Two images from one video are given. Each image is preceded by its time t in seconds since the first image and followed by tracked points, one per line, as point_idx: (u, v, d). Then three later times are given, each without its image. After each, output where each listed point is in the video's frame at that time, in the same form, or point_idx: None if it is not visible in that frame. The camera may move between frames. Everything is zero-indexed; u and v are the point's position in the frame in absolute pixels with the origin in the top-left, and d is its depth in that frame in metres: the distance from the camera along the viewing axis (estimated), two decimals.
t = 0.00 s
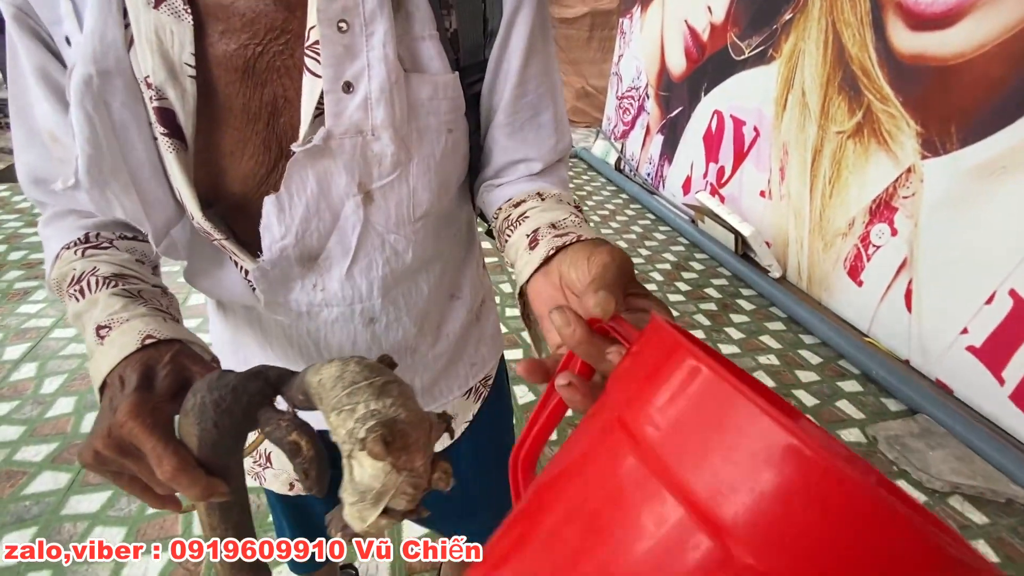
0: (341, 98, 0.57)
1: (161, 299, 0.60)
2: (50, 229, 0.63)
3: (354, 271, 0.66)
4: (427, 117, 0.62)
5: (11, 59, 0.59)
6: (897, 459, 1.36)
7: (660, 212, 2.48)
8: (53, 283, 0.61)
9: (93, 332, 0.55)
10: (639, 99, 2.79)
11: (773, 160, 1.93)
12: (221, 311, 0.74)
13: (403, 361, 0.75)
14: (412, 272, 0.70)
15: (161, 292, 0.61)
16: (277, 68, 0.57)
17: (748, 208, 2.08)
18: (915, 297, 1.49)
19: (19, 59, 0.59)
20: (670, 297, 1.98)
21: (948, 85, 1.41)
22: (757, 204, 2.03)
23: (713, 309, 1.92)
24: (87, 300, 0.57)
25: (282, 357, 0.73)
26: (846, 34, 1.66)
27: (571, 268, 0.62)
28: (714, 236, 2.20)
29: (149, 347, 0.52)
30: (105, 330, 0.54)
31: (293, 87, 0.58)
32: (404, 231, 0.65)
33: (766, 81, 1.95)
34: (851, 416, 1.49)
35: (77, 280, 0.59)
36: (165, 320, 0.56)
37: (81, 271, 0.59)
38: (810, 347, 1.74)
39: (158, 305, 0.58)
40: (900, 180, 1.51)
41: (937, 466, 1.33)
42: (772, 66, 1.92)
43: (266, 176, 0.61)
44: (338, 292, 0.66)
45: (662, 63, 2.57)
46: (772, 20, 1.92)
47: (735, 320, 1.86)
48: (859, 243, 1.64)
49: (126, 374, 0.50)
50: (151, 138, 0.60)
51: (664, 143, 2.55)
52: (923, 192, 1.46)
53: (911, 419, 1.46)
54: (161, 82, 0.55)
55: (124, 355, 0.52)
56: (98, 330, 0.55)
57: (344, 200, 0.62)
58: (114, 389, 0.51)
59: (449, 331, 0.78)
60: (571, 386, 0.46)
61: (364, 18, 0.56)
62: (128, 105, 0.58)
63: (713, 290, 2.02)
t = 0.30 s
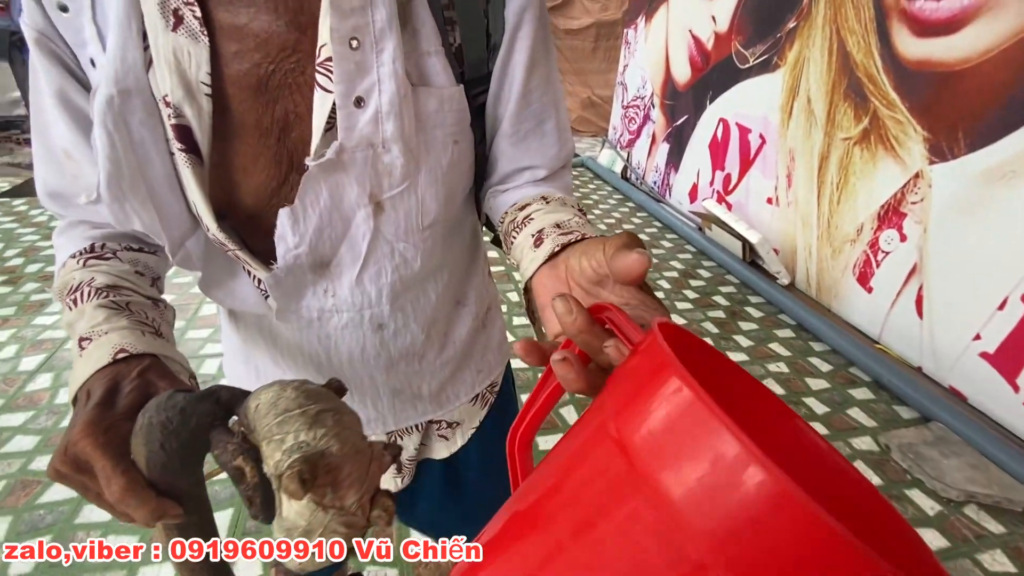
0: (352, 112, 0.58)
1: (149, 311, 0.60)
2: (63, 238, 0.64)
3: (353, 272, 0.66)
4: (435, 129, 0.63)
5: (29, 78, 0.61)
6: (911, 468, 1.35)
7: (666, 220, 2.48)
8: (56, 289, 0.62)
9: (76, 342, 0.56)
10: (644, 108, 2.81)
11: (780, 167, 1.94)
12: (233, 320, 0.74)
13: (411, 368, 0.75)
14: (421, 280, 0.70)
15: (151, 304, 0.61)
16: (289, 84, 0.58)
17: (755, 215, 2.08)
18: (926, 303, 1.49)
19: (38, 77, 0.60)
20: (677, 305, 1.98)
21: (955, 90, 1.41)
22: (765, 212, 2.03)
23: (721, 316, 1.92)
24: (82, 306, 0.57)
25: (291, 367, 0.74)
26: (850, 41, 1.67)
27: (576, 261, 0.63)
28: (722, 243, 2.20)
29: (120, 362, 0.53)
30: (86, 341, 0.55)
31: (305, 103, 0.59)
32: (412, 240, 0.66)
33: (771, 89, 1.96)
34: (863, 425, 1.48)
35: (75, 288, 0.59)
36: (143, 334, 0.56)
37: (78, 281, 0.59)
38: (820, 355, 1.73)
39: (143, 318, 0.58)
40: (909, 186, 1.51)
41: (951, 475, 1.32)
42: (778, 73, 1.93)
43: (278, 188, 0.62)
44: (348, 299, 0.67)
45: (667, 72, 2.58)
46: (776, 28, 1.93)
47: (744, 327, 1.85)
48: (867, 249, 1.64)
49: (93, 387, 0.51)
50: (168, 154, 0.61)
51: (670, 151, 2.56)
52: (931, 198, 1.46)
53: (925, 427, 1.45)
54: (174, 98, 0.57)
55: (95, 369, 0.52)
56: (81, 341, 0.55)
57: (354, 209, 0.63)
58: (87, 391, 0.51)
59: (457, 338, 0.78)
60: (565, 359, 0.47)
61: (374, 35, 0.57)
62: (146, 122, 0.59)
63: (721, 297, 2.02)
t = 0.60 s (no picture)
0: (384, 141, 0.61)
1: (135, 342, 0.63)
2: (78, 263, 0.68)
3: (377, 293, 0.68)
4: (461, 156, 0.65)
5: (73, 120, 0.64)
6: (941, 494, 1.33)
7: (682, 237, 2.49)
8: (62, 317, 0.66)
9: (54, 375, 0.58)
10: (659, 126, 2.83)
11: (797, 186, 1.94)
12: (262, 341, 0.77)
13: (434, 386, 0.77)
14: (444, 300, 0.72)
15: (139, 334, 0.64)
16: (323, 117, 0.61)
17: (773, 233, 2.09)
18: (953, 322, 1.48)
19: (83, 119, 0.64)
20: (695, 323, 1.99)
21: (976, 107, 1.41)
22: (783, 230, 2.03)
23: (740, 335, 1.92)
24: (75, 331, 0.61)
25: (316, 390, 0.76)
26: (867, 59, 1.69)
27: (585, 265, 0.65)
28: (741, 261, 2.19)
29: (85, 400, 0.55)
30: (62, 372, 0.58)
31: (336, 133, 0.62)
32: (437, 261, 0.68)
33: (786, 107, 1.97)
34: (889, 447, 1.46)
35: (74, 312, 0.62)
36: (117, 366, 0.59)
37: (76, 306, 0.63)
38: (843, 375, 1.71)
39: (124, 350, 0.61)
40: (931, 204, 1.51)
41: (985, 501, 1.29)
42: (793, 92, 1.94)
43: (309, 215, 0.64)
44: (374, 319, 0.69)
45: (682, 91, 2.61)
46: (791, 48, 1.95)
47: (763, 347, 1.85)
48: (890, 267, 1.63)
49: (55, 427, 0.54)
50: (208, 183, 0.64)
51: (686, 170, 2.58)
52: (955, 216, 1.45)
53: (955, 450, 1.42)
54: (218, 131, 0.60)
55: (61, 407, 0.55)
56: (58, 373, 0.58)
57: (384, 231, 0.65)
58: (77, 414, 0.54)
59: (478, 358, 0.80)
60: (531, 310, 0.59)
61: (405, 70, 0.60)
62: (190, 154, 0.63)
63: (740, 316, 2.02)
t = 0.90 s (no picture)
0: (444, 184, 0.54)
1: (142, 402, 0.47)
2: (112, 295, 0.53)
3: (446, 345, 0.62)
4: (512, 201, 0.57)
5: (165, 165, 0.55)
6: (995, 540, 1.27)
7: (715, 268, 2.49)
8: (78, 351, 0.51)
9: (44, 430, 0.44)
10: (688, 158, 2.86)
11: (831, 216, 1.95)
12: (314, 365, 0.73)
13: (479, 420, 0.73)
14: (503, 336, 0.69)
15: (147, 390, 0.48)
16: (395, 162, 0.56)
17: (807, 264, 2.09)
18: (1001, 357, 1.46)
19: (178, 165, 0.54)
20: (727, 356, 1.93)
21: (1015, 135, 1.41)
22: (818, 260, 2.04)
23: (775, 368, 1.86)
24: (81, 379, 0.46)
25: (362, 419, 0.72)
26: (899, 92, 1.71)
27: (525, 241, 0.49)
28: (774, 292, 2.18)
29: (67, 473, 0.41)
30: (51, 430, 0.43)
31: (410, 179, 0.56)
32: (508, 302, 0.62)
33: (819, 138, 1.99)
34: (937, 489, 1.40)
35: (91, 352, 0.47)
36: (119, 436, 0.44)
37: (88, 346, 0.48)
38: (884, 412, 1.66)
39: (126, 412, 0.46)
40: (972, 234, 1.51)
41: None
42: (823, 124, 1.97)
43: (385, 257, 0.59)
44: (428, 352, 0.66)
45: (711, 123, 2.65)
46: (821, 80, 1.97)
47: (800, 380, 1.80)
48: (931, 299, 1.63)
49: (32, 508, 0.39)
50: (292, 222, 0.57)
51: (716, 200, 2.59)
52: (998, 246, 1.45)
53: (1009, 495, 1.37)
54: (309, 180, 0.54)
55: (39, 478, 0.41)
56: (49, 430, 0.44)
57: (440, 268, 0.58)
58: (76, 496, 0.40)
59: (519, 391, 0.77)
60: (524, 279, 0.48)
61: (467, 121, 0.54)
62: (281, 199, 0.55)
63: (774, 348, 1.98)
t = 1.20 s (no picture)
0: (501, 263, 0.55)
1: (250, 455, 0.51)
2: (199, 354, 0.54)
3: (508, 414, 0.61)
4: (560, 282, 0.57)
5: (266, 239, 0.56)
6: None
7: (753, 314, 2.49)
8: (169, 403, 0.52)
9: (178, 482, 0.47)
10: (725, 204, 2.92)
11: (874, 265, 1.98)
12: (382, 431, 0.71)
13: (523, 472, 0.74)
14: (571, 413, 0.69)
15: (249, 444, 0.52)
16: (466, 241, 0.57)
17: (850, 312, 2.10)
18: None
19: (287, 238, 0.56)
20: (770, 406, 1.87)
21: None
22: (862, 309, 2.04)
23: (819, 420, 1.80)
24: (198, 440, 0.48)
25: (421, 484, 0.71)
26: (938, 142, 1.74)
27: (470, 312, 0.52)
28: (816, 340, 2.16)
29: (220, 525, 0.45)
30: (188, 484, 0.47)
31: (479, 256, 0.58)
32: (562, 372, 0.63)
33: (858, 187, 2.04)
34: (997, 555, 1.31)
35: (196, 412, 0.49)
36: (241, 485, 0.48)
37: (196, 404, 0.50)
38: (939, 471, 1.58)
39: (244, 466, 0.50)
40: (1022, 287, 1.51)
41: None
42: (862, 173, 2.01)
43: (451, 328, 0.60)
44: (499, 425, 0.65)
45: (746, 169, 2.71)
46: (857, 131, 2.02)
47: (847, 434, 1.73)
48: (985, 352, 1.61)
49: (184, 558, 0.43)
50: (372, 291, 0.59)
51: (754, 245, 2.64)
52: None
53: None
54: (399, 258, 0.55)
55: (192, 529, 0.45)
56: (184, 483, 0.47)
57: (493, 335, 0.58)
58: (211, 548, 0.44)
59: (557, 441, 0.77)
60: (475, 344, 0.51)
61: (521, 212, 0.55)
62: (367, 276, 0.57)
63: (819, 399, 1.91)
